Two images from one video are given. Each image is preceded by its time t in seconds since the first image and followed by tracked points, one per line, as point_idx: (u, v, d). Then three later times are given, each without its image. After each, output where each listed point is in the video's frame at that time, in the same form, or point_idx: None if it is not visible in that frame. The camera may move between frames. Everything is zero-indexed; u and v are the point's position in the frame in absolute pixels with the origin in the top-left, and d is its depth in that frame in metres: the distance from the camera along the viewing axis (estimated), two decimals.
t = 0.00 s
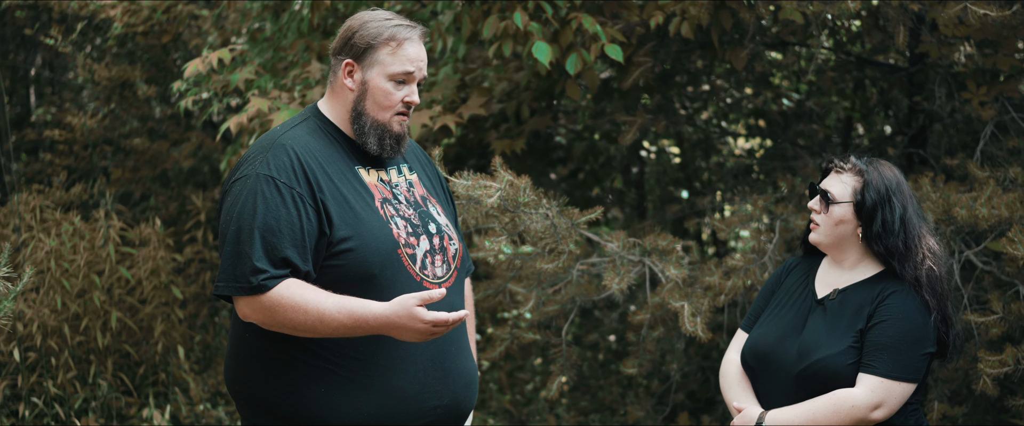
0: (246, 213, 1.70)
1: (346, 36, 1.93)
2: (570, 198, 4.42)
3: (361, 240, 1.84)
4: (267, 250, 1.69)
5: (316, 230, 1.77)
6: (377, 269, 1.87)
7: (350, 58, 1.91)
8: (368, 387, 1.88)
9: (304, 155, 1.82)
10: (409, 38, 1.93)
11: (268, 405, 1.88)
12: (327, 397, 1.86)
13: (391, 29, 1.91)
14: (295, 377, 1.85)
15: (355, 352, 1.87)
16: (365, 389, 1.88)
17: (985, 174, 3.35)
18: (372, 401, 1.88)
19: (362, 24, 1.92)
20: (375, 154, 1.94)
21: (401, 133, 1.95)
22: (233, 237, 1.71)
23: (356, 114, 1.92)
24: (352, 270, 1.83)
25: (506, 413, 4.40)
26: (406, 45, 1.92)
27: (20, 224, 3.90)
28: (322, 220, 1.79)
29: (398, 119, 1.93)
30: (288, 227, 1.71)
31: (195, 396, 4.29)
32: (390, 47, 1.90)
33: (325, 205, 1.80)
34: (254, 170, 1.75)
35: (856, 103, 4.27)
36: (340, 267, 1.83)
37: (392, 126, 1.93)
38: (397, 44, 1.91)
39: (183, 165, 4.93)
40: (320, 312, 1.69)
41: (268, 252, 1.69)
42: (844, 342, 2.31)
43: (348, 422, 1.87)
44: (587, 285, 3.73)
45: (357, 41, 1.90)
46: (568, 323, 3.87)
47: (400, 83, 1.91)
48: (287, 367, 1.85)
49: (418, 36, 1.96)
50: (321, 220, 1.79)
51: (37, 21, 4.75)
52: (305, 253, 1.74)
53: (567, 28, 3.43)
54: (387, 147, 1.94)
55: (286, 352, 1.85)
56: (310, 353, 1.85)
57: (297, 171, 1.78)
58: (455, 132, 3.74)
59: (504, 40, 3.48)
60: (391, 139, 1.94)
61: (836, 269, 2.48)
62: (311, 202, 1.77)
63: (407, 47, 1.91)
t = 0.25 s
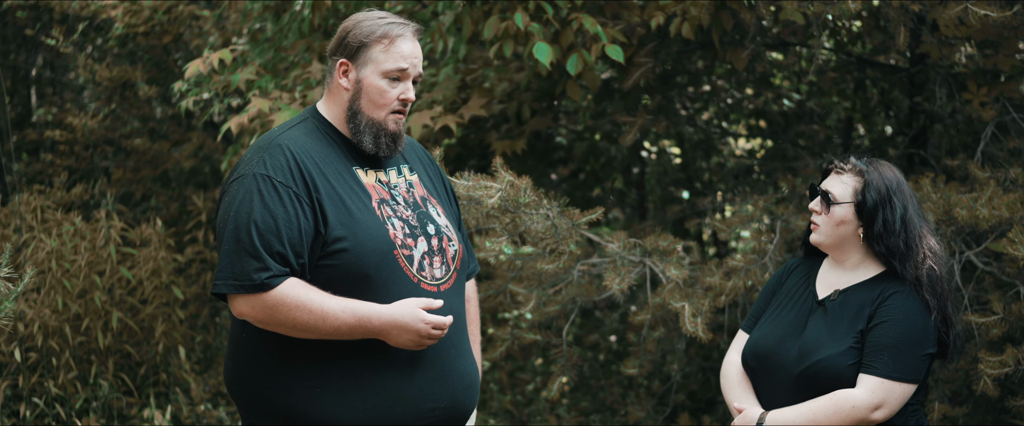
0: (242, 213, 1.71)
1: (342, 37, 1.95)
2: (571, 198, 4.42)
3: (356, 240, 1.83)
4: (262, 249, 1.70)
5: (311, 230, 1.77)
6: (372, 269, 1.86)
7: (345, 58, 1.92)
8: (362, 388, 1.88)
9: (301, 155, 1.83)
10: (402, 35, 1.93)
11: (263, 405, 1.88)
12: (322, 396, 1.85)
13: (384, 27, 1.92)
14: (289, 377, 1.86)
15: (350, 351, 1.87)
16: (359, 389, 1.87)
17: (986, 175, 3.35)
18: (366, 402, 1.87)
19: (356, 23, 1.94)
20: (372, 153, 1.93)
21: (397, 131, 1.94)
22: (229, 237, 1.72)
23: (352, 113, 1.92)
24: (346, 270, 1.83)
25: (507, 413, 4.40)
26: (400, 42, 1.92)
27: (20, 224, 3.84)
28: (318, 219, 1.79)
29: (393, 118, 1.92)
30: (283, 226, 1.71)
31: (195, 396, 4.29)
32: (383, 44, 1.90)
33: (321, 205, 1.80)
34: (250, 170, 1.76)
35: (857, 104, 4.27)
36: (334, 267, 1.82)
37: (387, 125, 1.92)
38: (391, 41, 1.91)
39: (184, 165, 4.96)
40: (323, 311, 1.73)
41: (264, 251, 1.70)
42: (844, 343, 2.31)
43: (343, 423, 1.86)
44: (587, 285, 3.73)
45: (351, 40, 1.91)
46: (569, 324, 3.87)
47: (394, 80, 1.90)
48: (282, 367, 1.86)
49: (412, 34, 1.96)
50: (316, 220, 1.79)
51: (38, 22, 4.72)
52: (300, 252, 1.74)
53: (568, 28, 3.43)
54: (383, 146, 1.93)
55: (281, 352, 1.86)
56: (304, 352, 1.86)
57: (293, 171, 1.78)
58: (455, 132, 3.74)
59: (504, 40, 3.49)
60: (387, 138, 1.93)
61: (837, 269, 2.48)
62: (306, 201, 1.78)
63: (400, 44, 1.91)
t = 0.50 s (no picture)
0: (242, 209, 1.72)
1: (344, 38, 1.95)
2: (572, 198, 4.41)
3: (355, 237, 1.83)
4: (262, 246, 1.71)
5: (310, 227, 1.78)
6: (370, 267, 1.85)
7: (347, 59, 1.92)
8: (359, 388, 1.87)
9: (302, 153, 1.83)
10: (403, 37, 1.92)
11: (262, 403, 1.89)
12: (319, 395, 1.85)
13: (386, 28, 1.92)
14: (286, 374, 1.86)
15: (347, 350, 1.87)
16: (357, 388, 1.87)
17: (988, 176, 3.35)
18: (363, 401, 1.87)
19: (358, 25, 1.93)
20: (373, 155, 1.93)
21: (399, 133, 1.94)
22: (229, 233, 1.73)
23: (354, 115, 1.93)
24: (344, 268, 1.83)
25: (508, 413, 4.40)
26: (401, 43, 1.91)
27: (21, 224, 3.89)
28: (317, 217, 1.79)
29: (395, 120, 1.93)
30: (282, 223, 1.72)
31: (196, 396, 4.29)
32: (384, 46, 1.90)
33: (321, 202, 1.81)
34: (250, 167, 1.77)
35: (859, 104, 4.30)
36: (332, 265, 1.82)
37: (389, 127, 1.92)
38: (392, 42, 1.90)
39: (185, 164, 4.95)
40: (325, 309, 1.74)
41: (262, 248, 1.71)
42: (846, 343, 2.31)
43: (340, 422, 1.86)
44: (588, 285, 3.73)
45: (353, 41, 1.91)
46: (571, 324, 3.87)
47: (395, 83, 1.90)
48: (280, 365, 1.86)
49: (414, 35, 1.95)
50: (315, 216, 1.79)
51: (40, 21, 4.73)
52: (298, 249, 1.75)
53: (569, 29, 3.43)
54: (384, 148, 1.93)
55: (279, 350, 1.86)
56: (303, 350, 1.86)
57: (292, 167, 1.79)
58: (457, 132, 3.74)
59: (506, 41, 3.49)
60: (389, 140, 1.93)
61: (840, 270, 2.48)
62: (305, 198, 1.78)
63: (401, 45, 1.90)
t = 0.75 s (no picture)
0: (245, 204, 1.73)
1: (347, 40, 1.96)
2: (575, 199, 4.43)
3: (359, 233, 1.83)
4: (264, 241, 1.71)
5: (313, 222, 1.77)
6: (373, 265, 1.85)
7: (348, 61, 1.93)
8: (359, 385, 1.86)
9: (306, 149, 1.84)
10: (401, 36, 1.91)
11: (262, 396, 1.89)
12: (320, 392, 1.85)
13: (384, 28, 1.91)
14: (287, 370, 1.86)
15: (350, 347, 1.86)
16: (358, 386, 1.86)
17: (991, 176, 3.35)
18: (364, 399, 1.86)
19: (359, 26, 1.94)
20: (373, 155, 1.92)
21: (400, 134, 1.93)
22: (233, 228, 1.73)
23: (355, 116, 1.93)
24: (348, 265, 1.82)
25: (511, 414, 4.40)
26: (399, 42, 1.90)
27: (25, 224, 3.92)
28: (321, 213, 1.79)
29: (395, 120, 1.92)
30: (283, 218, 1.72)
31: (200, 396, 4.29)
32: (381, 45, 1.89)
33: (325, 198, 1.80)
34: (255, 164, 1.78)
35: (861, 105, 4.28)
36: (337, 261, 1.82)
37: (389, 127, 1.91)
38: (389, 42, 1.89)
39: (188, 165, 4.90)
40: (327, 300, 1.72)
41: (264, 243, 1.70)
42: (850, 344, 2.31)
43: (340, 419, 1.85)
44: (592, 286, 3.73)
45: (353, 42, 1.92)
46: (574, 325, 3.87)
47: (392, 83, 1.89)
48: (281, 360, 1.87)
49: (414, 34, 1.94)
50: (319, 212, 1.79)
51: (42, 22, 4.75)
52: (300, 245, 1.75)
53: (573, 30, 3.43)
54: (384, 149, 1.92)
55: (280, 346, 1.86)
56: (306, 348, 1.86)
57: (296, 164, 1.79)
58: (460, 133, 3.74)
59: (510, 41, 3.49)
60: (388, 141, 1.92)
61: (843, 271, 2.48)
62: (309, 193, 1.78)
63: (398, 44, 1.89)
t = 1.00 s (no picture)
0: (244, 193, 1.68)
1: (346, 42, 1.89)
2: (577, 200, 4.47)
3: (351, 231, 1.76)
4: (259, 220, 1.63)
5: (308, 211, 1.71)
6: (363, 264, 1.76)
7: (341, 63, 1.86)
8: (351, 385, 1.78)
9: (305, 146, 1.79)
10: (381, 41, 1.78)
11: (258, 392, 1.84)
12: (312, 390, 1.78)
13: (364, 31, 1.80)
14: (280, 366, 1.79)
15: (342, 345, 1.77)
16: (349, 385, 1.78)
17: (993, 177, 3.35)
18: (356, 399, 1.78)
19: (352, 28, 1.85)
20: (355, 159, 1.83)
21: (381, 141, 1.81)
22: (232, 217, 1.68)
23: (342, 119, 1.85)
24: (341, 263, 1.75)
25: (513, 413, 4.41)
26: (376, 46, 1.77)
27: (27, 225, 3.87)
28: (318, 205, 1.74)
29: (374, 127, 1.80)
30: (278, 196, 1.67)
31: (202, 397, 4.30)
32: (359, 49, 1.78)
33: (322, 189, 1.75)
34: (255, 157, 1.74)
35: (863, 105, 4.29)
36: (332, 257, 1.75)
37: (367, 133, 1.80)
38: (365, 46, 1.78)
39: (190, 166, 4.92)
40: (321, 234, 1.61)
41: (260, 222, 1.63)
42: (853, 345, 2.31)
43: (333, 419, 1.78)
44: (594, 286, 3.75)
45: (341, 46, 1.84)
46: (576, 325, 3.87)
47: (365, 90, 1.77)
48: (273, 355, 1.80)
49: (396, 38, 1.79)
50: (316, 203, 1.74)
51: (43, 23, 4.81)
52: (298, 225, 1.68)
53: (575, 30, 3.43)
54: (366, 153, 1.83)
55: (273, 341, 1.80)
56: (298, 344, 1.78)
57: (293, 156, 1.74)
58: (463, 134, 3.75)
59: (512, 42, 3.49)
60: (370, 146, 1.82)
61: (846, 272, 2.48)
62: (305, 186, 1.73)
63: (373, 49, 1.76)
